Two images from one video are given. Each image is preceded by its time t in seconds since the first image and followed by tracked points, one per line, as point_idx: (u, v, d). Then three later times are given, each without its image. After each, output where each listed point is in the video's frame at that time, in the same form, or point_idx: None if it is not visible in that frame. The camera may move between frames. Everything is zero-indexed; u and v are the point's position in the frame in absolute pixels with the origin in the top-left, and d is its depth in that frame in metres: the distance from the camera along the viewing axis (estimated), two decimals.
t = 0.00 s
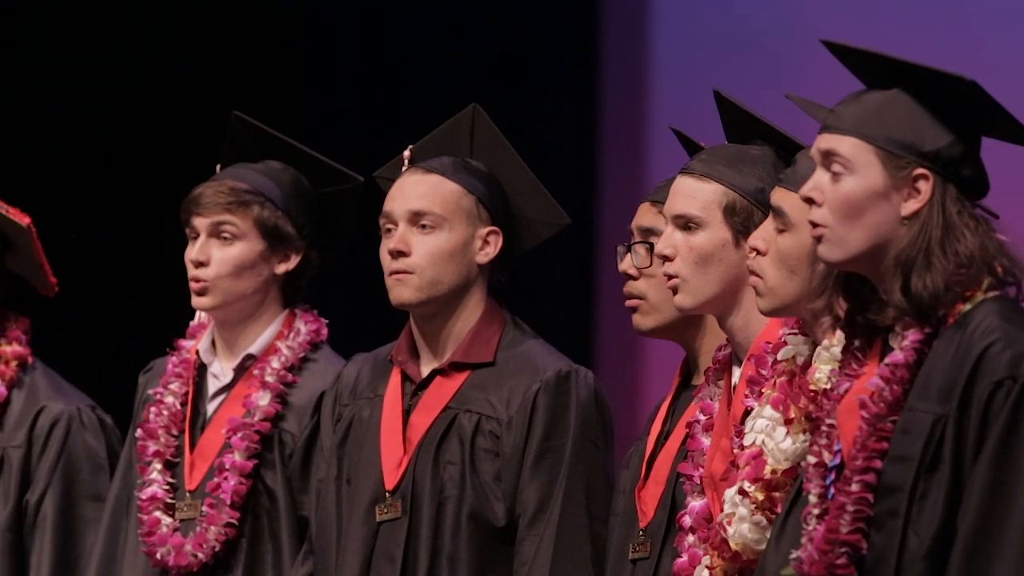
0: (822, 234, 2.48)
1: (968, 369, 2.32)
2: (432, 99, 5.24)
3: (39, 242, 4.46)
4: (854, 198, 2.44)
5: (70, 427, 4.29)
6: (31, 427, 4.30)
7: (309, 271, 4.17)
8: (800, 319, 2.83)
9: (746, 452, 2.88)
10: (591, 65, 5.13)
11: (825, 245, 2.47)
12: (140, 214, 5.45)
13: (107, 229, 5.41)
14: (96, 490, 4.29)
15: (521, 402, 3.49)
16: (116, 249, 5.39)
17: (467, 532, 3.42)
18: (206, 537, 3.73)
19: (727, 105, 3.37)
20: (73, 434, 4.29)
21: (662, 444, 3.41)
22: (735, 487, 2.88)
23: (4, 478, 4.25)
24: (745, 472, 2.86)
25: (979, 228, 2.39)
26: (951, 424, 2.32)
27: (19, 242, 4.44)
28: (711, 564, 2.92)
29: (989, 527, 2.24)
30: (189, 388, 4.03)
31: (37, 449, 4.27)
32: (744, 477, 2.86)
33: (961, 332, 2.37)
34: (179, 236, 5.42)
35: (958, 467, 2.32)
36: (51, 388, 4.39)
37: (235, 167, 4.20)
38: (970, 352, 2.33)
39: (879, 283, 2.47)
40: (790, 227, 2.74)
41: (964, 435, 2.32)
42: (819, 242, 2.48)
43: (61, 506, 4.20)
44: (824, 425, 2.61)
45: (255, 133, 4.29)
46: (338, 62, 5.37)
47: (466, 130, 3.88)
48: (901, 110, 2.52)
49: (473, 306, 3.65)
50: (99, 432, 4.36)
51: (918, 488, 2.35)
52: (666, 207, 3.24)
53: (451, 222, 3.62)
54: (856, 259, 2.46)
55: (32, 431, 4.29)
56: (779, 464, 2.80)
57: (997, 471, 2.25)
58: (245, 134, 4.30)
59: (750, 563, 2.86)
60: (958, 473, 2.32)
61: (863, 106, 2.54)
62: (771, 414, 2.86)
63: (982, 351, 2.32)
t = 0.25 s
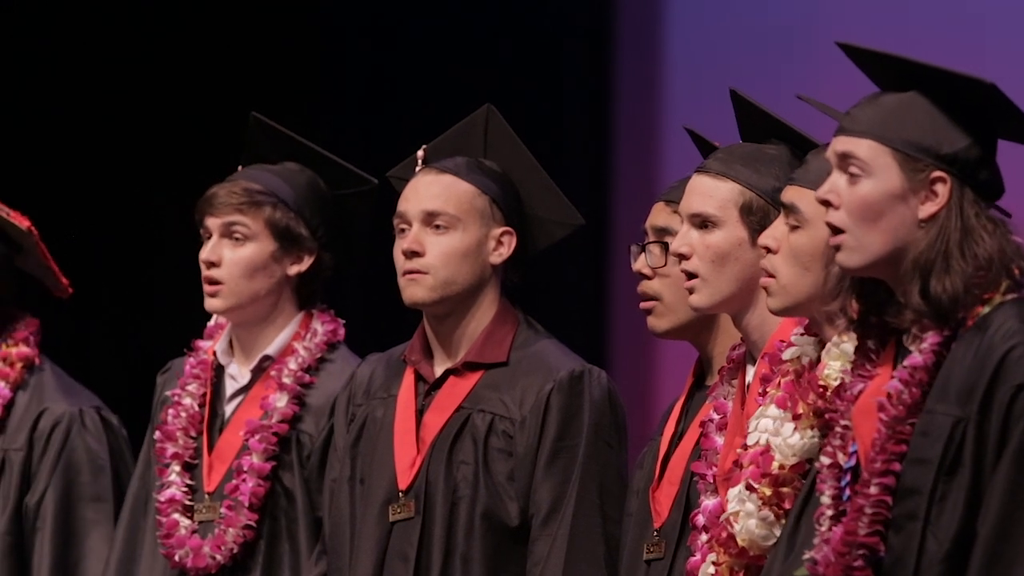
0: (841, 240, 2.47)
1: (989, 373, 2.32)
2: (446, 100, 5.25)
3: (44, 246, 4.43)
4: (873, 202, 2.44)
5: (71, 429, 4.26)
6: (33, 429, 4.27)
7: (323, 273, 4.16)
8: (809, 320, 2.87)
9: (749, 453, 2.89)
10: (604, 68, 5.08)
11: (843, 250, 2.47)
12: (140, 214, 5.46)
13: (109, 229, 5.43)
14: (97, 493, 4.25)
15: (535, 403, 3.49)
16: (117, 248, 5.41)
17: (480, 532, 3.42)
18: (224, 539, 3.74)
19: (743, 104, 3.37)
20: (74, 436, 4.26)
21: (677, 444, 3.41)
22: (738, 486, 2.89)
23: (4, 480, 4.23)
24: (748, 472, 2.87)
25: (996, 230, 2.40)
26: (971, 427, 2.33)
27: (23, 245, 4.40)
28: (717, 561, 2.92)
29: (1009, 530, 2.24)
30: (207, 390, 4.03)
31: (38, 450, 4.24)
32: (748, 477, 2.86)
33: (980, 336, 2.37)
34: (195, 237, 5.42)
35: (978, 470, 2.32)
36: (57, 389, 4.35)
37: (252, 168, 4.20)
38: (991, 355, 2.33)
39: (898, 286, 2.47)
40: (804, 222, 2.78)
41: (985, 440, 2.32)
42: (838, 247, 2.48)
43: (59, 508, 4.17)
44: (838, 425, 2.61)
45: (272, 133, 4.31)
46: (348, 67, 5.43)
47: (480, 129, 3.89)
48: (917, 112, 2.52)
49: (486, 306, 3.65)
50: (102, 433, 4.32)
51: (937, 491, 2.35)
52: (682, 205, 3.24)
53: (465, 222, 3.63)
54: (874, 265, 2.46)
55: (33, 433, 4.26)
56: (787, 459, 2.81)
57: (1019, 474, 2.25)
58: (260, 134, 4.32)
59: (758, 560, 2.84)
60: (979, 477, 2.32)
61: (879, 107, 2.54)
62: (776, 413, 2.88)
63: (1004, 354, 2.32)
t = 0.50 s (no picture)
0: (861, 244, 2.47)
1: (1006, 373, 2.33)
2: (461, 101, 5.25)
3: (49, 247, 4.42)
4: (888, 202, 2.44)
5: (69, 431, 4.23)
6: (33, 430, 4.24)
7: (340, 272, 4.16)
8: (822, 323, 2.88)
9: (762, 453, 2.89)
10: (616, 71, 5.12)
11: (862, 255, 2.47)
12: (139, 213, 5.50)
13: (111, 229, 5.47)
14: (97, 494, 4.22)
15: (549, 402, 3.49)
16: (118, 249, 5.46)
17: (494, 532, 3.42)
18: (241, 537, 3.74)
19: (761, 105, 3.37)
20: (72, 437, 4.23)
21: (690, 444, 3.41)
22: (753, 487, 2.89)
23: (4, 482, 4.21)
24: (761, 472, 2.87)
25: (1012, 231, 2.40)
26: (989, 425, 2.33)
27: (28, 247, 4.40)
28: (731, 560, 2.91)
29: None
30: (224, 389, 4.03)
31: (38, 452, 4.22)
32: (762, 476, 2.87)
33: (996, 335, 2.36)
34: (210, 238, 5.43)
35: (997, 470, 2.32)
36: (60, 389, 4.32)
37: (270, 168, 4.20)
38: (1008, 355, 2.33)
39: (913, 286, 2.47)
40: (815, 223, 2.81)
41: (1003, 439, 2.32)
42: (857, 251, 2.48)
43: (58, 509, 4.15)
44: (849, 424, 2.61)
45: (290, 133, 4.31)
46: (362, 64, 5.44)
47: (494, 127, 3.88)
48: (933, 112, 2.51)
49: (500, 305, 3.65)
50: (103, 434, 4.29)
51: (954, 490, 2.35)
52: (699, 205, 3.23)
53: (478, 222, 3.63)
54: (890, 267, 2.45)
55: (33, 435, 4.24)
56: (800, 456, 2.82)
57: None
58: (278, 134, 4.33)
59: (772, 557, 2.85)
60: (998, 476, 2.32)
61: (895, 107, 2.53)
62: (789, 414, 2.87)
63: (1020, 354, 2.32)
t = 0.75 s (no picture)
0: (868, 235, 2.47)
1: (1014, 372, 2.33)
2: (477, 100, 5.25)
3: (61, 246, 4.40)
4: (898, 198, 2.44)
5: (78, 428, 4.22)
6: (42, 428, 4.23)
7: (359, 272, 4.17)
8: (839, 325, 2.87)
9: (783, 456, 2.88)
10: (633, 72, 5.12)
11: (869, 245, 2.46)
12: (139, 212, 5.56)
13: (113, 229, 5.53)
14: (106, 491, 4.20)
15: (563, 402, 3.49)
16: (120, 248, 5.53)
17: (509, 531, 3.42)
18: (259, 537, 3.74)
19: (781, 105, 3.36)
20: (81, 434, 4.21)
21: (704, 444, 3.41)
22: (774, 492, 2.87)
23: (14, 480, 4.19)
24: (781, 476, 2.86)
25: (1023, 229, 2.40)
26: (998, 424, 2.33)
27: (40, 245, 4.39)
28: (752, 561, 2.93)
29: None
30: (241, 389, 4.03)
31: (47, 450, 4.21)
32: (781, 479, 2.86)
33: (1005, 332, 2.37)
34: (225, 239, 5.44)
35: (1006, 468, 2.33)
36: (70, 386, 4.31)
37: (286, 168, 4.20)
38: (1015, 354, 2.34)
39: (922, 283, 2.46)
40: (826, 222, 2.82)
41: (1013, 436, 2.33)
42: (864, 242, 2.47)
43: (66, 509, 4.13)
44: (862, 423, 2.61)
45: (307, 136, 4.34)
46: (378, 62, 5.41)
47: (509, 127, 3.91)
48: (944, 109, 2.51)
49: (515, 305, 3.65)
50: (112, 431, 4.27)
51: (964, 487, 2.35)
52: (715, 202, 3.23)
53: (493, 222, 3.63)
54: (899, 259, 2.45)
55: (42, 432, 4.23)
56: (819, 455, 2.81)
57: None
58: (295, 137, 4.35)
59: (792, 558, 2.87)
60: (1007, 474, 2.33)
61: (905, 104, 2.53)
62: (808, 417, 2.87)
63: None
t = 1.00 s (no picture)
0: (873, 234, 2.48)
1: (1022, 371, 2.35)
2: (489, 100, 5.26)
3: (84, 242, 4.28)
4: (907, 200, 2.45)
5: (102, 427, 4.09)
6: (66, 425, 4.11)
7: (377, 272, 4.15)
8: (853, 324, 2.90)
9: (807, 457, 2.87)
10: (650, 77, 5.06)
11: (875, 242, 2.48)
12: (138, 213, 5.61)
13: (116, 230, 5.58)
14: (129, 491, 4.08)
15: (579, 403, 3.49)
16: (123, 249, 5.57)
17: (524, 531, 3.43)
18: (277, 538, 3.75)
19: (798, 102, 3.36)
20: (105, 433, 4.09)
21: (718, 444, 3.41)
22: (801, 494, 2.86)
23: (34, 477, 4.08)
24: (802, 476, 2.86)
25: None
26: (1005, 426, 2.34)
27: (63, 240, 4.26)
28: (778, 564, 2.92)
29: None
30: (256, 389, 4.03)
31: (70, 447, 4.09)
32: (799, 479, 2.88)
33: (1015, 333, 2.38)
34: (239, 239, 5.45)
35: (1014, 468, 2.33)
36: (94, 385, 4.19)
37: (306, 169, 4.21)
38: None
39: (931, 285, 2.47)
40: (837, 219, 2.85)
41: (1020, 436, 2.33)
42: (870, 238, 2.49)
43: (88, 508, 4.02)
44: (877, 424, 2.61)
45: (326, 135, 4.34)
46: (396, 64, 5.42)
47: (523, 128, 3.91)
48: (952, 110, 2.52)
49: (530, 305, 3.65)
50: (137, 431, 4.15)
51: (972, 488, 2.36)
52: (733, 199, 3.22)
53: (508, 222, 3.63)
54: (907, 259, 2.46)
55: (65, 430, 4.11)
56: (836, 455, 2.81)
57: None
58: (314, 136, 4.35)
59: (816, 559, 2.87)
60: (1014, 474, 2.33)
61: (914, 106, 2.54)
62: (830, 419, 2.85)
63: None
